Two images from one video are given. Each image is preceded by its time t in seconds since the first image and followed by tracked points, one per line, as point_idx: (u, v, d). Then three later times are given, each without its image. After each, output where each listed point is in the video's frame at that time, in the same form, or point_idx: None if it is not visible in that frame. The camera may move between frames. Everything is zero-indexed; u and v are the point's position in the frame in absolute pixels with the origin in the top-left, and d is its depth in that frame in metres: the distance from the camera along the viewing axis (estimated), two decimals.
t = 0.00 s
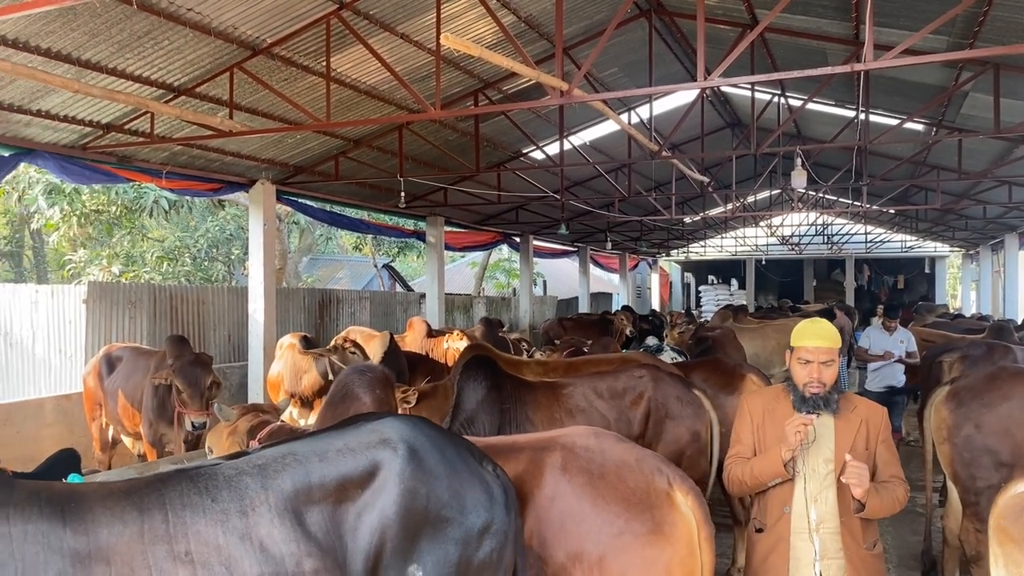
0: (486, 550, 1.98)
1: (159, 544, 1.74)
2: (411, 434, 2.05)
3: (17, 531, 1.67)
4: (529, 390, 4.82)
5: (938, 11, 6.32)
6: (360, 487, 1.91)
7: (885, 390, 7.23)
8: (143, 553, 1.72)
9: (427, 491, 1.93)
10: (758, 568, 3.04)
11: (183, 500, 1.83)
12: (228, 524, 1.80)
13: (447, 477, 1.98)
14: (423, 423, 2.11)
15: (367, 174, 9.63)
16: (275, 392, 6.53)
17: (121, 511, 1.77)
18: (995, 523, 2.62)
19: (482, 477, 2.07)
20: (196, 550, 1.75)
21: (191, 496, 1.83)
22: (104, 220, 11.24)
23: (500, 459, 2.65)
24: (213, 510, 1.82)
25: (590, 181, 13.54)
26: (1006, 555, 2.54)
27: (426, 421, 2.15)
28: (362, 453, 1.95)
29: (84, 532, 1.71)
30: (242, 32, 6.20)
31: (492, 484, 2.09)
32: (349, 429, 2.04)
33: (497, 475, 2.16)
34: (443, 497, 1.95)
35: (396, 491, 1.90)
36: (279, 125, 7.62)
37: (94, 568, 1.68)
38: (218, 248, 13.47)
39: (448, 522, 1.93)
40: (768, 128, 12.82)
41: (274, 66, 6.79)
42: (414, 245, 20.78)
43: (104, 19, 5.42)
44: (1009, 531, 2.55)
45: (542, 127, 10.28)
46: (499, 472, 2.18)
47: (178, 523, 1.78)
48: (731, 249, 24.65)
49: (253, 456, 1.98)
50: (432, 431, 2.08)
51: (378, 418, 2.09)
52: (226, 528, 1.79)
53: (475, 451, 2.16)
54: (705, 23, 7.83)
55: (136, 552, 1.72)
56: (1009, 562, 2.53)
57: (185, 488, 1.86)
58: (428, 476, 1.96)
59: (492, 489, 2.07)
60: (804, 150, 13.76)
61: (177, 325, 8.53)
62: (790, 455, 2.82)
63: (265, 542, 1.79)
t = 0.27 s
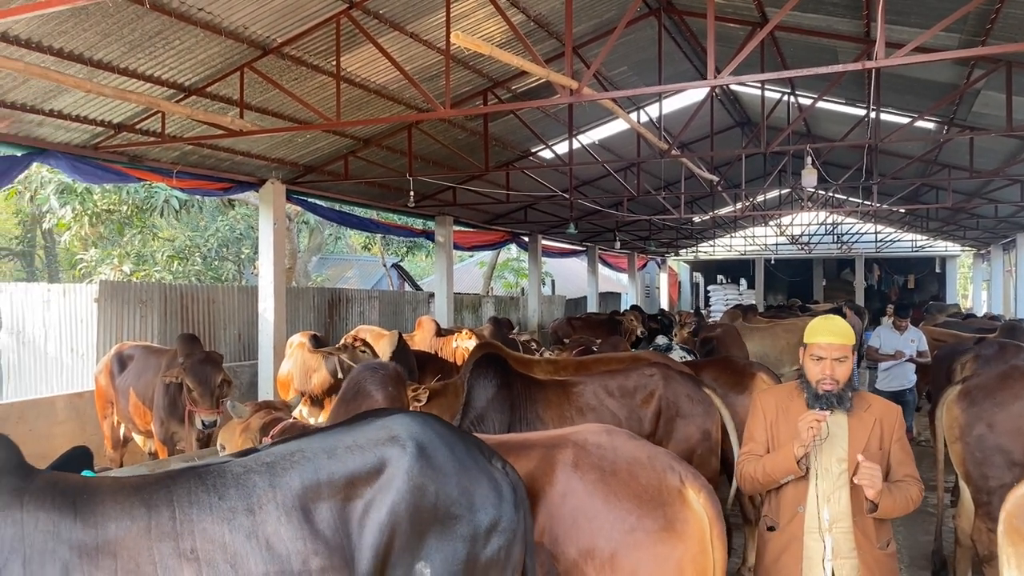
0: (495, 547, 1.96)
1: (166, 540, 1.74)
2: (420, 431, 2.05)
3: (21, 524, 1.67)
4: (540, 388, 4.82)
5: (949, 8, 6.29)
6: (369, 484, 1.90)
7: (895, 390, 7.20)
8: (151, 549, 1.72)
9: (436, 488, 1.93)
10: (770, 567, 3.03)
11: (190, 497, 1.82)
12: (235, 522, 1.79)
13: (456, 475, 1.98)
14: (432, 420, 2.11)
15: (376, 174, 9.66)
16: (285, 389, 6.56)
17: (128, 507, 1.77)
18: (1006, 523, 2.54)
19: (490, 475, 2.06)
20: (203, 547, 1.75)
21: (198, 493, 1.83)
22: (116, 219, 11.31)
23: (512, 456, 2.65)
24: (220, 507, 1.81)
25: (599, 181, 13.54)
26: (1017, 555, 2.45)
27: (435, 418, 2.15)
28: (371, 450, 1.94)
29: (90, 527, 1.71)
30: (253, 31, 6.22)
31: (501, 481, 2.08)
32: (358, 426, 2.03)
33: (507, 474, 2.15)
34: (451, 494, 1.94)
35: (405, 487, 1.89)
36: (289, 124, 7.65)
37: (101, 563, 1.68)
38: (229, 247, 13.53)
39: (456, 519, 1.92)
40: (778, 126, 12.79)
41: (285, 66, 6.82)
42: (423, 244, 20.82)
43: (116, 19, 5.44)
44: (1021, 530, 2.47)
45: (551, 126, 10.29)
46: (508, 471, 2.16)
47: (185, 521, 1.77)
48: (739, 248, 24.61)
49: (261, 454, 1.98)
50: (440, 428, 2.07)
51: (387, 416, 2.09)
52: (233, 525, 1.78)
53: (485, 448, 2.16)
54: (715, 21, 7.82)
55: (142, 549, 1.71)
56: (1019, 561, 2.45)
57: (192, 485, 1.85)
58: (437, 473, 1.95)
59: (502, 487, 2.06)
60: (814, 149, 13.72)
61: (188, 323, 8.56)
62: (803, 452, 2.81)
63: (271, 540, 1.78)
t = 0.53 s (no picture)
0: (497, 546, 1.94)
1: (165, 532, 1.75)
2: (425, 427, 2.02)
3: (23, 513, 1.70)
4: (550, 386, 4.81)
5: (962, 6, 6.27)
6: (369, 479, 1.88)
7: (907, 389, 7.17)
8: (150, 540, 1.73)
9: (438, 485, 1.91)
10: (783, 567, 3.02)
11: (190, 490, 1.83)
12: (232, 515, 1.80)
13: (460, 472, 1.95)
14: (436, 415, 2.08)
15: (387, 173, 9.69)
16: (296, 387, 6.60)
17: (129, 496, 1.79)
18: None
19: (495, 473, 2.03)
20: (199, 539, 1.76)
21: (198, 486, 1.84)
22: (127, 219, 11.38)
23: (523, 455, 2.65)
24: (219, 500, 1.82)
25: (608, 180, 13.53)
26: None
27: (441, 413, 2.12)
28: (373, 445, 1.93)
29: (91, 517, 1.74)
30: (263, 31, 6.24)
31: (506, 479, 2.05)
32: (363, 420, 2.02)
33: (514, 472, 2.11)
34: (454, 492, 1.92)
35: (406, 485, 1.87)
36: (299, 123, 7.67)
37: (100, 551, 1.71)
38: (239, 246, 13.58)
39: (458, 517, 1.90)
40: (789, 125, 12.74)
41: (295, 65, 6.83)
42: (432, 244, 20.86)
43: (129, 19, 5.47)
44: None
45: (560, 126, 10.29)
46: (515, 468, 2.13)
47: (183, 512, 1.79)
48: (749, 248, 24.56)
49: (264, 446, 1.98)
50: (445, 424, 2.04)
51: (392, 410, 2.07)
52: (230, 518, 1.79)
53: (491, 445, 2.13)
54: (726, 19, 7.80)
55: (137, 539, 1.73)
56: None
57: (193, 477, 1.86)
58: (439, 471, 1.93)
59: (507, 485, 2.03)
60: (825, 148, 13.67)
61: (200, 322, 8.60)
62: (818, 452, 2.79)
63: (267, 533, 1.79)
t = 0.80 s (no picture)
0: (499, 551, 1.92)
1: (161, 530, 1.80)
2: (426, 429, 2.02)
3: (33, 506, 1.80)
4: (560, 386, 4.81)
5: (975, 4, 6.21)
6: (366, 481, 1.87)
7: (919, 389, 7.12)
8: (145, 538, 1.78)
9: (436, 488, 1.90)
10: (795, 569, 3.00)
11: (188, 490, 1.87)
12: (226, 517, 1.82)
13: (459, 476, 1.94)
14: (439, 417, 2.06)
15: (396, 173, 9.70)
16: (305, 387, 6.62)
17: (129, 496, 1.84)
18: None
19: (497, 475, 2.02)
20: (193, 540, 1.79)
21: (195, 486, 1.87)
22: (139, 219, 11.43)
23: (533, 456, 2.64)
24: (214, 501, 1.85)
25: (618, 179, 13.50)
26: None
27: (443, 414, 2.11)
28: (371, 447, 1.92)
29: (92, 512, 1.81)
30: (273, 32, 6.26)
31: (508, 482, 2.03)
32: (364, 421, 2.02)
33: (518, 475, 2.09)
34: (453, 495, 1.91)
35: (403, 487, 1.86)
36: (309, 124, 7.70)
37: (100, 547, 1.77)
38: (250, 246, 13.65)
39: (457, 520, 1.89)
40: (799, 123, 12.68)
41: (305, 66, 6.85)
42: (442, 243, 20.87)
43: (139, 21, 5.50)
44: None
45: (570, 125, 10.28)
46: (519, 470, 2.11)
47: (180, 512, 1.83)
48: (760, 247, 24.46)
49: (263, 447, 1.99)
50: (446, 426, 2.03)
51: (394, 412, 2.06)
52: (223, 520, 1.82)
53: (494, 447, 2.12)
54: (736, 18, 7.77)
55: (134, 535, 1.79)
56: None
57: (192, 478, 1.90)
58: (438, 473, 1.91)
59: (508, 488, 2.02)
60: (836, 147, 13.59)
61: (210, 321, 8.64)
62: (831, 453, 2.78)
63: (260, 535, 1.80)
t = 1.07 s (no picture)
0: (498, 555, 1.93)
1: (158, 528, 1.80)
2: (425, 432, 2.03)
3: (37, 502, 1.81)
4: (566, 387, 4.81)
5: (985, 2, 6.16)
6: (363, 483, 1.88)
7: (929, 390, 7.07)
8: (142, 536, 1.79)
9: (434, 491, 1.91)
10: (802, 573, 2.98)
11: (187, 488, 1.88)
12: (221, 516, 1.82)
13: (458, 480, 1.95)
14: (439, 419, 2.07)
15: (404, 173, 9.72)
16: (313, 387, 6.63)
17: (128, 494, 1.85)
18: None
19: (496, 480, 2.02)
20: (188, 537, 1.79)
21: (194, 485, 1.88)
22: (149, 219, 11.48)
23: (538, 459, 2.63)
24: (211, 500, 1.85)
25: (626, 178, 13.48)
26: None
27: (443, 417, 2.12)
28: (368, 449, 1.93)
29: (94, 509, 1.82)
30: (281, 32, 6.29)
31: (508, 486, 2.04)
32: (364, 423, 2.03)
33: (520, 479, 2.10)
34: (451, 499, 1.92)
35: (401, 490, 1.87)
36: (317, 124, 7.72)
37: (98, 543, 1.78)
38: (259, 246, 13.70)
39: (455, 524, 1.90)
40: (809, 122, 12.60)
41: (312, 66, 6.88)
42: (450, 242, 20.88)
43: (148, 22, 5.53)
44: None
45: (577, 124, 10.27)
46: (520, 474, 2.11)
47: (176, 510, 1.83)
48: (769, 246, 24.36)
49: (263, 448, 2.00)
50: (446, 429, 2.04)
51: (395, 415, 2.08)
52: (218, 519, 1.82)
53: (495, 451, 2.12)
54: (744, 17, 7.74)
55: (131, 532, 1.80)
56: None
57: (191, 477, 1.90)
58: (436, 477, 1.92)
59: (508, 492, 2.02)
60: (845, 146, 13.51)
61: (219, 321, 8.69)
62: (837, 457, 2.76)
63: (255, 535, 1.80)
